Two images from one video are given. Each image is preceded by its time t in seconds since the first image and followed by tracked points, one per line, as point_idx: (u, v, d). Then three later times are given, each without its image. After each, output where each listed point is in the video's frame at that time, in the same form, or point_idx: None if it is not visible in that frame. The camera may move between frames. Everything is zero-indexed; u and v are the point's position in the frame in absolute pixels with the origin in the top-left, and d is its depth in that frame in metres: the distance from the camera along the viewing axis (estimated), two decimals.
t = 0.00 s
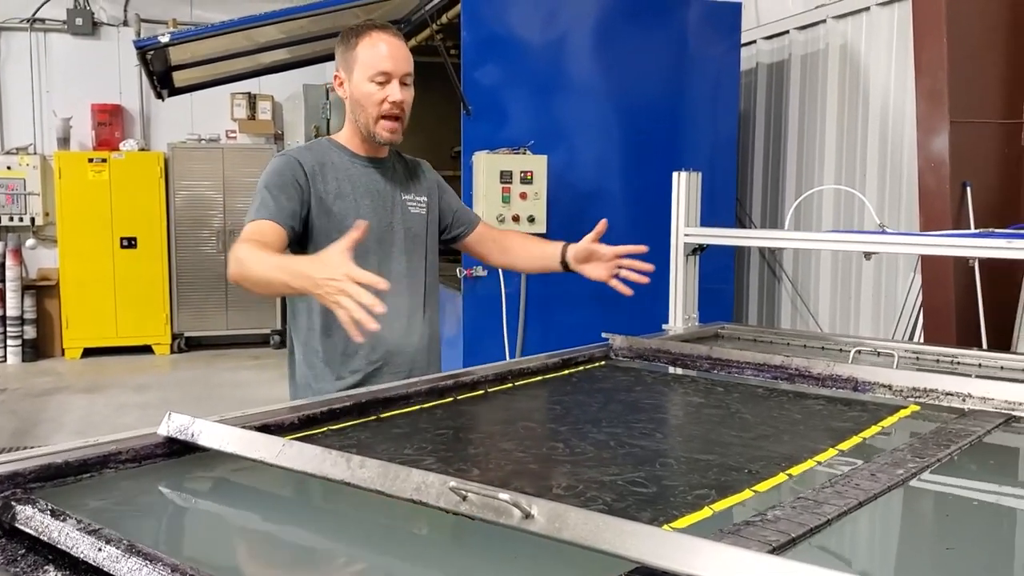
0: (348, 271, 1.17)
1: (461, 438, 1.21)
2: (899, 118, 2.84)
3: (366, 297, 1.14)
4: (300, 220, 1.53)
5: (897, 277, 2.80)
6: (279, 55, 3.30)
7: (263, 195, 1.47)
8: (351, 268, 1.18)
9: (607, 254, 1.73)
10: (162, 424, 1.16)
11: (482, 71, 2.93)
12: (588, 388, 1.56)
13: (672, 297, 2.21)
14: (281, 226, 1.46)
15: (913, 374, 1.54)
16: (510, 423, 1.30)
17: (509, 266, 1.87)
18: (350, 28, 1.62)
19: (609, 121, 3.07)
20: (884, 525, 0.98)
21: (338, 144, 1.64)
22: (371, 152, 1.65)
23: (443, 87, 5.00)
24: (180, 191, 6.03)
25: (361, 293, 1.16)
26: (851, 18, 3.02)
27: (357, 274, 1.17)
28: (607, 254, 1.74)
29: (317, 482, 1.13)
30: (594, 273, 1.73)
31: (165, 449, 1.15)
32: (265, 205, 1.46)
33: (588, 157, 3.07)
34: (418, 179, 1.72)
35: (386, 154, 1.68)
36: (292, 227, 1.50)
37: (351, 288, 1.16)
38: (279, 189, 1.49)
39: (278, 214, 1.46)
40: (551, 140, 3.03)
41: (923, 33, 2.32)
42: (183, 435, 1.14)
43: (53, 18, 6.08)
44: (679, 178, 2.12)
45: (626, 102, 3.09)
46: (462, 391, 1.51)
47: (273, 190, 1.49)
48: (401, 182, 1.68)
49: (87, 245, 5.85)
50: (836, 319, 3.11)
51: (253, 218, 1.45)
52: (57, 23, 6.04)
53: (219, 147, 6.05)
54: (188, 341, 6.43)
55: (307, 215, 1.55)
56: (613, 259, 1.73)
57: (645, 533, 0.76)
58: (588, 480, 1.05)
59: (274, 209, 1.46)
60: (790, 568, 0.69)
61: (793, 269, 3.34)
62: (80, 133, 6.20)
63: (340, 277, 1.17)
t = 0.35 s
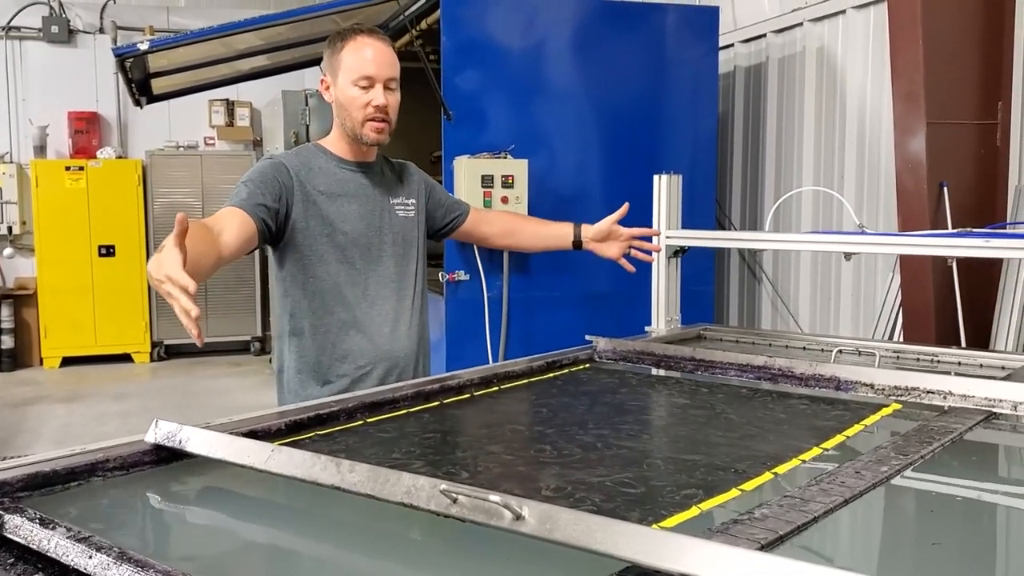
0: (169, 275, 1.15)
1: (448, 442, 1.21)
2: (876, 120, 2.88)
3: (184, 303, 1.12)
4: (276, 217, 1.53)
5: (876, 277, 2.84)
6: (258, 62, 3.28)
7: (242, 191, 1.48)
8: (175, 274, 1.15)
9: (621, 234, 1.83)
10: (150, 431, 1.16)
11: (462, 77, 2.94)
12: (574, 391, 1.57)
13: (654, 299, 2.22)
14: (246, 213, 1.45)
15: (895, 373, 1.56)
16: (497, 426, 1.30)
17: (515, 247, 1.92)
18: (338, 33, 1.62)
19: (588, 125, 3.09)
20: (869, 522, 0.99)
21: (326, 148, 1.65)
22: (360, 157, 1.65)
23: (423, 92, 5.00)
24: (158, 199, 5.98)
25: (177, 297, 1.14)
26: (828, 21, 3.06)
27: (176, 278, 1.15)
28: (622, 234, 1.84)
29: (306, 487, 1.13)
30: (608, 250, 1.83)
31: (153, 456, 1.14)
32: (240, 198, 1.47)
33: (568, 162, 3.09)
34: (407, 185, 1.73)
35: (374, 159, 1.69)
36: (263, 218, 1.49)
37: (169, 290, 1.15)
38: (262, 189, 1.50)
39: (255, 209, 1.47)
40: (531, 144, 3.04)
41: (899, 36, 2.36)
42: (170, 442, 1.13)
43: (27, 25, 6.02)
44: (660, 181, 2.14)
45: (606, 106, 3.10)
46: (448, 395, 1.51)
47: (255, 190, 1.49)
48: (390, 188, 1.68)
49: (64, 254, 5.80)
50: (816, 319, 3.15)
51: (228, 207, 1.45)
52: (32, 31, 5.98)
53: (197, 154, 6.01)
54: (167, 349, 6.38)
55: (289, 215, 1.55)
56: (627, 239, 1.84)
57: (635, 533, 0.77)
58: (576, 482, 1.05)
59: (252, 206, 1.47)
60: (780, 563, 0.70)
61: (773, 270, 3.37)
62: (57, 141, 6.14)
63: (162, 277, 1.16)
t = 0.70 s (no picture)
0: (214, 272, 1.23)
1: (452, 443, 1.22)
2: (872, 122, 2.89)
3: (229, 290, 1.21)
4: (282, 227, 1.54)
5: (874, 277, 2.85)
6: (255, 70, 3.28)
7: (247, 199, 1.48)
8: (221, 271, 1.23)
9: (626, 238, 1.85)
10: (156, 435, 1.17)
11: (460, 82, 2.95)
12: (575, 392, 1.57)
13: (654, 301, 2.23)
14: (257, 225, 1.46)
15: (894, 371, 1.57)
16: (500, 427, 1.31)
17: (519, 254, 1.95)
18: (339, 39, 1.65)
19: (586, 128, 3.10)
20: (870, 516, 1.00)
21: (330, 153, 1.66)
22: (364, 160, 1.66)
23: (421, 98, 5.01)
24: (157, 208, 5.98)
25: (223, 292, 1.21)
26: (824, 23, 3.08)
27: (219, 275, 1.22)
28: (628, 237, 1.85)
29: (311, 488, 1.14)
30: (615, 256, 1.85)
31: (159, 460, 1.15)
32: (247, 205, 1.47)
33: (566, 165, 3.10)
34: (410, 189, 1.74)
35: (379, 164, 1.70)
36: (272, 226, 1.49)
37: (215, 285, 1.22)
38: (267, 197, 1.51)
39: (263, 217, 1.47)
40: (529, 148, 3.05)
41: (894, 37, 2.37)
42: (176, 445, 1.14)
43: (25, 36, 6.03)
44: (658, 183, 2.15)
45: (603, 110, 3.12)
46: (450, 397, 1.52)
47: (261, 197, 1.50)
48: (394, 193, 1.69)
49: (64, 263, 5.80)
50: (815, 320, 3.16)
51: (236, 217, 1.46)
52: (29, 42, 5.99)
53: (196, 162, 6.02)
54: (167, 358, 6.38)
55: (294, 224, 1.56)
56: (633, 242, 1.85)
57: (639, 528, 0.78)
58: (580, 481, 1.06)
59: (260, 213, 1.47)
60: (783, 554, 0.71)
61: (772, 271, 3.38)
62: (56, 151, 6.15)
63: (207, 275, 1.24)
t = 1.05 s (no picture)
0: (384, 222, 1.21)
1: (454, 445, 1.23)
2: (871, 121, 2.90)
3: (404, 236, 1.18)
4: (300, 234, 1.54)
5: (874, 277, 2.86)
6: (255, 76, 3.26)
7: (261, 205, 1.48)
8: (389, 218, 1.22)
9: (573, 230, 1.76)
10: (159, 439, 1.17)
11: (459, 86, 2.96)
12: (577, 393, 1.58)
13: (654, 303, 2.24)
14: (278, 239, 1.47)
15: (894, 369, 1.58)
16: (502, 428, 1.32)
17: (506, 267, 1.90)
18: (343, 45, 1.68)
19: (585, 131, 3.11)
20: (870, 513, 1.01)
21: (333, 154, 1.66)
22: (370, 156, 1.66)
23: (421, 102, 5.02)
24: (158, 214, 6.00)
25: (398, 232, 1.19)
26: (822, 23, 3.08)
27: (391, 220, 1.21)
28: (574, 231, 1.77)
29: (314, 490, 1.15)
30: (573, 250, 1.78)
31: (162, 463, 1.16)
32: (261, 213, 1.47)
33: (565, 168, 3.11)
34: (411, 190, 1.76)
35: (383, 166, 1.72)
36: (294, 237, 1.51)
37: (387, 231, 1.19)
38: (276, 200, 1.51)
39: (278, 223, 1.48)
40: (528, 151, 3.06)
41: (892, 38, 2.38)
42: (180, 448, 1.15)
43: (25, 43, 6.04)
44: (657, 185, 2.16)
45: (602, 112, 3.12)
46: (451, 399, 1.52)
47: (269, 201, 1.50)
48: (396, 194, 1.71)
49: (65, 270, 5.81)
50: (816, 321, 3.16)
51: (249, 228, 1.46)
52: (29, 49, 6.01)
53: (196, 168, 6.03)
54: (168, 364, 6.39)
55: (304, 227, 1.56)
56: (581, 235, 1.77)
57: (641, 527, 0.78)
58: (581, 480, 1.06)
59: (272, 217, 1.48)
60: (782, 551, 0.72)
61: (771, 272, 3.39)
62: (56, 158, 6.16)
63: (380, 223, 1.20)
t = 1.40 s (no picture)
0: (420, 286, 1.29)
1: (456, 446, 1.23)
2: (868, 121, 2.91)
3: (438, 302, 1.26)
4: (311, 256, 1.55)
5: (872, 276, 2.86)
6: (252, 79, 3.29)
7: (273, 235, 1.49)
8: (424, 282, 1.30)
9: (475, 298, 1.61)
10: (161, 443, 1.18)
11: (457, 88, 2.97)
12: (577, 394, 1.58)
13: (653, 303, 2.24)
14: (293, 273, 1.50)
15: (893, 368, 1.58)
16: (502, 430, 1.32)
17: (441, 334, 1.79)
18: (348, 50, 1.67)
19: (583, 132, 3.12)
20: (870, 513, 1.01)
21: (338, 160, 1.67)
22: (375, 163, 1.67)
23: (419, 104, 5.03)
24: (157, 217, 6.00)
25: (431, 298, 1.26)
26: (818, 23, 3.09)
27: (423, 285, 1.28)
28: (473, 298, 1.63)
29: (315, 493, 1.15)
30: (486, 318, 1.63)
31: (164, 467, 1.16)
32: (274, 247, 1.49)
33: (563, 169, 3.11)
34: (416, 195, 1.76)
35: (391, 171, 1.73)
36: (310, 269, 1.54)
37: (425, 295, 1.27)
38: (286, 227, 1.51)
39: (291, 257, 1.50)
40: (526, 153, 3.06)
41: (889, 38, 2.39)
42: (181, 453, 1.15)
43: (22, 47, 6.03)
44: (655, 186, 2.16)
45: (599, 114, 3.13)
46: (451, 402, 1.53)
47: (277, 226, 1.50)
48: (401, 200, 1.71)
49: (64, 274, 5.81)
50: (815, 320, 3.16)
51: (265, 264, 1.49)
52: (26, 53, 6.00)
53: (194, 172, 6.03)
54: (168, 367, 6.40)
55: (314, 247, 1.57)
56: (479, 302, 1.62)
57: (642, 528, 0.78)
58: (582, 481, 1.07)
59: (291, 254, 1.50)
60: (783, 550, 0.72)
61: (770, 272, 3.39)
62: (54, 162, 6.17)
63: (415, 289, 1.28)
